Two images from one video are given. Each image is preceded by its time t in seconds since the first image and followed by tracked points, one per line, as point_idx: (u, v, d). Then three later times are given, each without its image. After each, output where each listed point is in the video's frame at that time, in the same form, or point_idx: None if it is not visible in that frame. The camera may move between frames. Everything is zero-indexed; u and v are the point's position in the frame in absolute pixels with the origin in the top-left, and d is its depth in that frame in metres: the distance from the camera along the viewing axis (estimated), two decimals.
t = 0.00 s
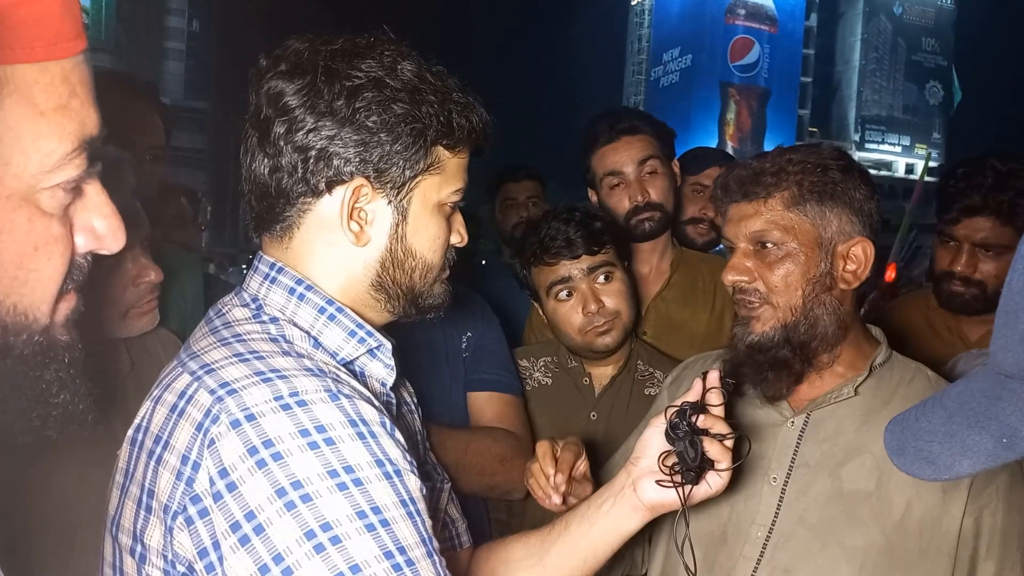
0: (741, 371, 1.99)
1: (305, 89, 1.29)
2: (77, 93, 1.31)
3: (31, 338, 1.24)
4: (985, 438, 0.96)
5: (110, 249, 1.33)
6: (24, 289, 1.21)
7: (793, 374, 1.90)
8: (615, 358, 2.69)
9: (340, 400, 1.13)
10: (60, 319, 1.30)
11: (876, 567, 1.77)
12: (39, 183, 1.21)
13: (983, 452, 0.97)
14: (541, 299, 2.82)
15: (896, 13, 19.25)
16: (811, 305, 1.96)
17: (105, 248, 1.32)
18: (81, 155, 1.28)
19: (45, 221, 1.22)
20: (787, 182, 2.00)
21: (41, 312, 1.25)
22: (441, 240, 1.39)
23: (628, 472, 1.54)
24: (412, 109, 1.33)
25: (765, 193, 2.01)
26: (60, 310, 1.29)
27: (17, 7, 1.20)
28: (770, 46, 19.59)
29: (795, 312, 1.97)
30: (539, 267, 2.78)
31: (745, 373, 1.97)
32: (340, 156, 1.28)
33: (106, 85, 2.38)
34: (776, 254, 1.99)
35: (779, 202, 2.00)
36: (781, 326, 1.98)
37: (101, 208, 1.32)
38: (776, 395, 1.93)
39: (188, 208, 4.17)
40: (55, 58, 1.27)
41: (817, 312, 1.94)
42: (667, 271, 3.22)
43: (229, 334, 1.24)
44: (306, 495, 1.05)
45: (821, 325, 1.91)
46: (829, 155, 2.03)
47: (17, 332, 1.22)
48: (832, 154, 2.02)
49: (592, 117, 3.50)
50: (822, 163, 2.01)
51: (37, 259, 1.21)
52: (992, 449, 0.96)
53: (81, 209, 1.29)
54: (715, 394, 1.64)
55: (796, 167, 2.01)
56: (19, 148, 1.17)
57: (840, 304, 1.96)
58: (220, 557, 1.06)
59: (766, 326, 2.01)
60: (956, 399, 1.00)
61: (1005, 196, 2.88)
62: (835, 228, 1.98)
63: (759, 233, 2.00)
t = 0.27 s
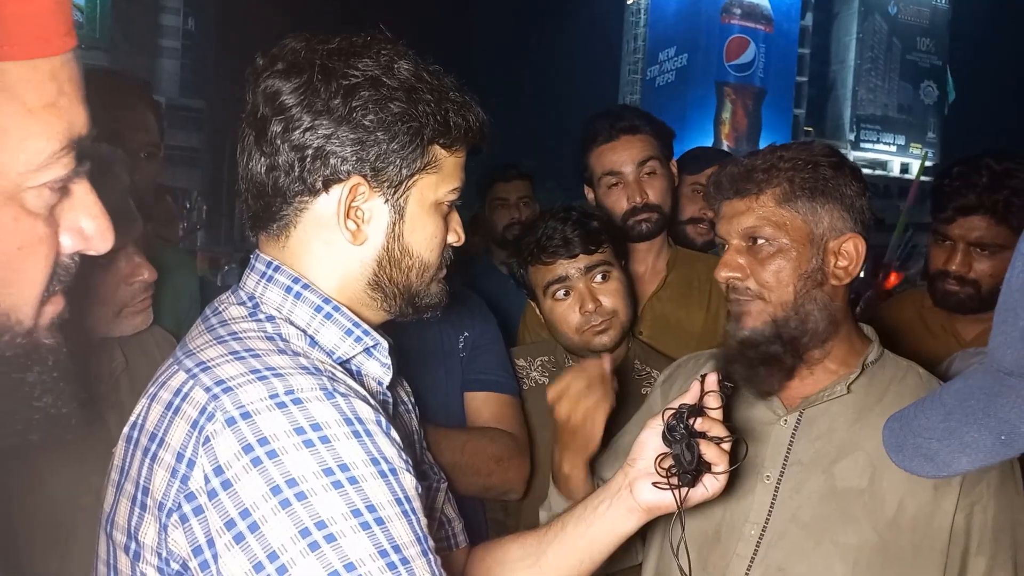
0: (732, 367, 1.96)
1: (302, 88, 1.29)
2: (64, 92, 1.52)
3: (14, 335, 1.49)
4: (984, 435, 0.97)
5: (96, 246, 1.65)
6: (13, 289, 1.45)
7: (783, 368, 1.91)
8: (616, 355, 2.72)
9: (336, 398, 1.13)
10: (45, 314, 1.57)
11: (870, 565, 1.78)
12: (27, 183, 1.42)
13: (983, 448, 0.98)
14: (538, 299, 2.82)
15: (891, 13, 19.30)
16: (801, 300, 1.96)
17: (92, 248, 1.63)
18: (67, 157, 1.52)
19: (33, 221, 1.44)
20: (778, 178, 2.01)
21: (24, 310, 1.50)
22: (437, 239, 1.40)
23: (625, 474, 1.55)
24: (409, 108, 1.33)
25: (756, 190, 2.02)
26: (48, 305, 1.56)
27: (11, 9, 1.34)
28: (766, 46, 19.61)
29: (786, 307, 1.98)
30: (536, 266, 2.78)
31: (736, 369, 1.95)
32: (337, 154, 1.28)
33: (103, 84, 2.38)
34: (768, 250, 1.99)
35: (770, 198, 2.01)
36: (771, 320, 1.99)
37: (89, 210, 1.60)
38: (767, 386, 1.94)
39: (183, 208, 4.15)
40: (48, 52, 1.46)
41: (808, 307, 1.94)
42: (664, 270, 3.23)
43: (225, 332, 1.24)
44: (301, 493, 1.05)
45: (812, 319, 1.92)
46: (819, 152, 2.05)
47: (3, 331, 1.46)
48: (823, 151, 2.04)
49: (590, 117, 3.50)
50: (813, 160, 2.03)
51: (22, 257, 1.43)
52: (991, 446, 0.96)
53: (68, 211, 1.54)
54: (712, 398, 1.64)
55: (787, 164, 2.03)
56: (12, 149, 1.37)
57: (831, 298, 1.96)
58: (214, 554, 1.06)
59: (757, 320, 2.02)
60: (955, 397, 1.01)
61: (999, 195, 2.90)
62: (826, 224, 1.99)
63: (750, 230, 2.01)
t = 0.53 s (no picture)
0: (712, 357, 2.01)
1: (297, 86, 1.29)
2: (31, 82, 1.43)
3: None
4: (980, 435, 0.97)
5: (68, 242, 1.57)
6: None
7: (761, 362, 1.94)
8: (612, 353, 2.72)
9: (331, 396, 1.13)
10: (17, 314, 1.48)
11: (861, 563, 1.78)
12: None
13: (979, 449, 0.98)
14: (533, 298, 2.82)
15: (885, 13, 19.34)
16: (780, 297, 1.97)
17: (65, 245, 1.56)
18: (34, 149, 1.42)
19: None
20: (770, 174, 2.02)
21: None
22: (433, 238, 1.39)
23: (621, 470, 1.55)
24: (405, 106, 1.32)
25: (748, 183, 2.04)
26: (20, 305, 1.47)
27: None
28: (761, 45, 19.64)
29: (766, 303, 1.99)
30: (531, 264, 2.77)
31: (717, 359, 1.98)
32: (332, 153, 1.27)
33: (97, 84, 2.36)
34: (753, 245, 2.02)
35: (759, 193, 2.03)
36: (750, 314, 2.01)
37: (61, 207, 1.54)
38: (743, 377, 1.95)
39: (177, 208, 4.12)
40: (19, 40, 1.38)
41: (786, 305, 1.96)
42: (657, 268, 3.22)
43: (220, 331, 1.23)
44: (298, 491, 1.05)
45: (789, 316, 1.93)
46: (816, 150, 2.05)
47: None
48: (821, 150, 2.05)
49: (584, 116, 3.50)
50: (807, 159, 2.03)
51: None
52: (986, 447, 0.97)
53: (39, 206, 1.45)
54: (709, 394, 1.64)
55: (780, 160, 2.04)
56: None
57: (811, 299, 1.97)
58: (211, 553, 1.05)
59: (737, 313, 2.06)
60: (950, 398, 1.01)
61: (993, 194, 2.91)
62: (814, 223, 1.99)
63: (739, 224, 2.04)
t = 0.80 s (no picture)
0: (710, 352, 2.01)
1: (294, 84, 1.28)
2: (22, 80, 1.37)
3: None
4: (977, 439, 0.97)
5: (62, 243, 1.46)
6: None
7: (758, 357, 1.93)
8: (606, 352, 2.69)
9: (331, 393, 1.12)
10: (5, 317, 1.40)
11: (854, 562, 1.77)
12: None
13: (976, 454, 0.98)
14: (530, 296, 2.81)
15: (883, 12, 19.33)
16: (781, 290, 1.96)
17: (57, 245, 1.45)
18: (25, 145, 1.35)
19: None
20: (775, 167, 2.02)
21: None
22: (431, 236, 1.38)
23: (620, 467, 1.54)
24: (402, 104, 1.31)
25: (753, 175, 2.04)
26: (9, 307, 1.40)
27: None
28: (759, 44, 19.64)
29: (766, 296, 1.98)
30: (527, 262, 2.77)
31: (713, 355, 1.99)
32: (328, 151, 1.27)
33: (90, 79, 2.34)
34: (755, 237, 2.00)
35: (763, 186, 2.02)
36: (750, 308, 2.00)
37: (54, 206, 1.43)
38: (740, 371, 1.96)
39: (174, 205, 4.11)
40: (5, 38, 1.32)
41: (787, 298, 1.95)
42: (653, 268, 3.22)
43: (217, 330, 1.22)
44: (297, 489, 1.04)
45: (789, 309, 1.93)
46: (819, 149, 2.05)
47: None
48: (824, 148, 2.05)
49: (583, 114, 3.49)
50: (810, 155, 2.03)
51: None
52: (984, 451, 0.96)
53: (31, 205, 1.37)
54: (708, 391, 1.65)
55: (784, 154, 2.04)
56: None
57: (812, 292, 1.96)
58: (210, 552, 1.05)
59: (735, 305, 2.03)
60: (947, 401, 1.02)
61: (991, 194, 2.91)
62: (817, 219, 1.99)
63: (742, 216, 2.02)
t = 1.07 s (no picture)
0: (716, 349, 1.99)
1: (297, 81, 1.27)
2: (20, 74, 1.28)
3: None
4: (982, 443, 0.97)
5: (60, 243, 1.36)
6: None
7: (764, 354, 1.92)
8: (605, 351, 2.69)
9: (334, 393, 1.11)
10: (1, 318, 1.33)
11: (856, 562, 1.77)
12: None
13: (981, 460, 0.98)
14: (529, 296, 2.81)
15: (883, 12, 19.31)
16: (791, 286, 1.97)
17: (55, 243, 1.34)
18: (24, 140, 1.28)
19: None
20: (785, 164, 2.02)
21: None
22: (434, 234, 1.38)
23: (621, 469, 1.54)
24: (406, 101, 1.31)
25: (762, 172, 2.04)
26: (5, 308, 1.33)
27: None
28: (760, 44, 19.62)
29: (777, 292, 1.99)
30: (526, 262, 2.77)
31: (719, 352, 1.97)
32: (332, 149, 1.26)
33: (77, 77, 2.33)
34: (763, 234, 2.01)
35: (773, 182, 2.03)
36: (759, 304, 2.00)
37: (50, 203, 1.33)
38: (748, 373, 1.95)
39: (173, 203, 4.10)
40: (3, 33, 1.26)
41: (797, 294, 1.96)
42: (653, 267, 3.22)
43: (219, 328, 1.22)
44: (300, 489, 1.04)
45: (798, 307, 1.93)
46: (826, 147, 2.07)
47: None
48: (830, 147, 2.06)
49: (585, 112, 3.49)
50: (819, 152, 2.04)
51: None
52: (990, 455, 0.97)
53: (27, 201, 1.30)
54: (709, 392, 1.65)
55: (794, 151, 2.04)
56: None
57: (820, 287, 1.98)
58: (212, 552, 1.05)
59: (744, 302, 2.03)
60: (949, 405, 1.01)
61: (993, 194, 2.90)
62: (825, 217, 2.00)
63: (750, 213, 2.03)
